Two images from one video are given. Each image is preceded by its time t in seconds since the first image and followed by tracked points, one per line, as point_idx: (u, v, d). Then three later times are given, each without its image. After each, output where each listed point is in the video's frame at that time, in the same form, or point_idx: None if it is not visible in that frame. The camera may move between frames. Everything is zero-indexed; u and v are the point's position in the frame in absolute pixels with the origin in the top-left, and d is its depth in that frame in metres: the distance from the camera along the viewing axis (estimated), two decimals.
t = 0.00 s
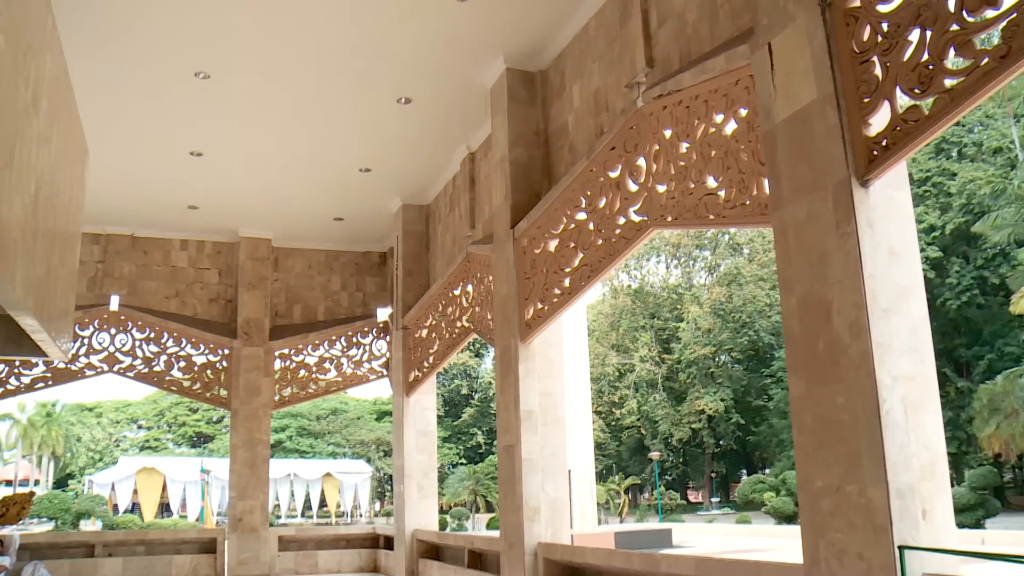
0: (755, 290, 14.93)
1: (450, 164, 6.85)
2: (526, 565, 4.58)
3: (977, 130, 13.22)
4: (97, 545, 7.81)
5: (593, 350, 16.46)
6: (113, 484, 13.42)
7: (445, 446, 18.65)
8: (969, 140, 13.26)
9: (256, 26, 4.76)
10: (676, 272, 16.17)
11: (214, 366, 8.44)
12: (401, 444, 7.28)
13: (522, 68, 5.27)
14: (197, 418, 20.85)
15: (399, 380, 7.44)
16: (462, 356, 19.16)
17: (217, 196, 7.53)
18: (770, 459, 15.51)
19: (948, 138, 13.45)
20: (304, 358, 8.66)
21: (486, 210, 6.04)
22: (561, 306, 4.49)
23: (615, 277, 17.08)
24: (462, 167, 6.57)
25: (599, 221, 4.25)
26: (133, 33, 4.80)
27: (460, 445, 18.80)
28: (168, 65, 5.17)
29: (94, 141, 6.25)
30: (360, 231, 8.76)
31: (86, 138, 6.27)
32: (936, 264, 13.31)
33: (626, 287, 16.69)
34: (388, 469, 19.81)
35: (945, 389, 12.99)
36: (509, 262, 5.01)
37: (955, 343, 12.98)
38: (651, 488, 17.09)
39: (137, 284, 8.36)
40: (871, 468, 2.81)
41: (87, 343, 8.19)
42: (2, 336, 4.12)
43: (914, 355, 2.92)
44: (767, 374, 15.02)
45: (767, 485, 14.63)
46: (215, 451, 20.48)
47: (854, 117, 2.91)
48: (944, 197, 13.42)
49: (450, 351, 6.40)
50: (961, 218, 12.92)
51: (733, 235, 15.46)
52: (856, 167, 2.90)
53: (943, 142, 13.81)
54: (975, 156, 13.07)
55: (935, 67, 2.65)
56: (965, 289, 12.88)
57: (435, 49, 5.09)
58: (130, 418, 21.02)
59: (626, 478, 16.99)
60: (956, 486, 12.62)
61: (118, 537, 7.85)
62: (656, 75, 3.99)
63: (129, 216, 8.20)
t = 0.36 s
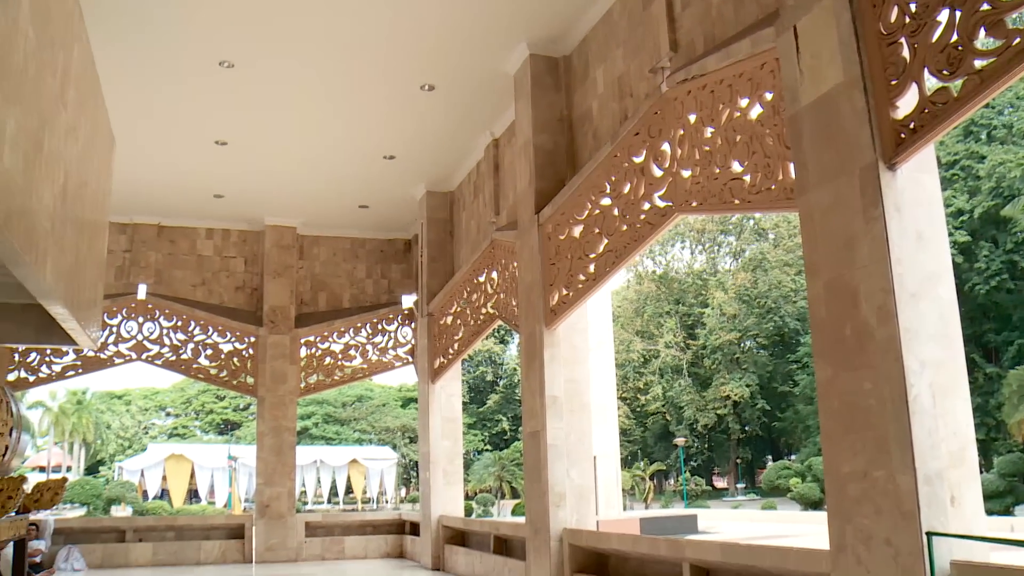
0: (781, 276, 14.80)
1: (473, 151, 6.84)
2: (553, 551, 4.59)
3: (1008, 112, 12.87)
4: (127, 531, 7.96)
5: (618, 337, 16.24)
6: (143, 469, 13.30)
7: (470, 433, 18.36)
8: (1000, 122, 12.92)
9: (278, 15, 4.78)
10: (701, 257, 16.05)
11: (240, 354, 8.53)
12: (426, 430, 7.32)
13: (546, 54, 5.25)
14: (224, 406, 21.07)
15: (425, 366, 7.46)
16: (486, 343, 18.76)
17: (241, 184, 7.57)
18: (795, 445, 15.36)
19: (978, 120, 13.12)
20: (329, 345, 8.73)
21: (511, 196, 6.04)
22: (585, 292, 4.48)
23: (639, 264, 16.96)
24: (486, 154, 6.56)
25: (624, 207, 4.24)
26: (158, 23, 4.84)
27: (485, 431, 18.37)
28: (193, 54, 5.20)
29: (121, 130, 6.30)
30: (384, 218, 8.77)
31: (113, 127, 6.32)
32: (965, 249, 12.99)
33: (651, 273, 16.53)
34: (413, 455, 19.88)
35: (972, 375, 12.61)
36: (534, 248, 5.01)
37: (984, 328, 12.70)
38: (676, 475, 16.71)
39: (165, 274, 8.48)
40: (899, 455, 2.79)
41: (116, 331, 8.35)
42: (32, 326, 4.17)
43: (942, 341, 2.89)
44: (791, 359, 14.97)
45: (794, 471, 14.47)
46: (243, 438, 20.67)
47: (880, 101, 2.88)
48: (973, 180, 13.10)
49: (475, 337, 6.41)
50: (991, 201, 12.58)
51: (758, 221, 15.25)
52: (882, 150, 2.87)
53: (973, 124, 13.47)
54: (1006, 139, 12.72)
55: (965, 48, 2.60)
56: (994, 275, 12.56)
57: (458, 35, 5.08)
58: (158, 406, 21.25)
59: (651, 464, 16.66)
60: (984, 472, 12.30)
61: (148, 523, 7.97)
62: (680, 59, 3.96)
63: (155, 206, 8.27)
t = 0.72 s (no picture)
0: (805, 262, 14.72)
1: (495, 138, 6.84)
2: (576, 536, 4.61)
3: None
4: (155, 516, 8.01)
5: (640, 323, 16.30)
6: (169, 457, 13.58)
7: (493, 419, 18.37)
8: None
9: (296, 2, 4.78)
10: (724, 243, 15.91)
11: (264, 341, 8.59)
12: (449, 417, 7.36)
13: (567, 39, 5.24)
14: (249, 393, 21.03)
15: (448, 352, 7.49)
16: (508, 330, 18.64)
17: (264, 173, 7.61)
18: (819, 431, 15.16)
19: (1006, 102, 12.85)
20: (353, 332, 8.76)
21: (533, 181, 6.04)
22: (608, 278, 4.48)
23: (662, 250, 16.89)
24: (508, 140, 6.55)
25: (647, 192, 4.23)
26: (178, 12, 4.86)
27: (508, 417, 18.37)
28: (214, 43, 5.22)
29: (146, 119, 6.35)
30: (406, 205, 8.78)
31: (137, 115, 6.37)
32: (992, 233, 12.64)
33: (673, 259, 16.46)
34: (437, 442, 19.94)
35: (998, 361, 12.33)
36: (557, 235, 5.01)
37: (1010, 313, 12.22)
38: (699, 461, 16.59)
39: (189, 262, 8.60)
40: (924, 441, 2.73)
41: (141, 320, 8.46)
42: (59, 314, 4.22)
43: (970, 326, 2.83)
44: (816, 346, 14.76)
45: (817, 457, 14.31)
46: (266, 425, 20.57)
47: (906, 84, 2.85)
48: (1000, 163, 12.86)
49: (498, 323, 6.43)
50: (1020, 184, 12.29)
51: (781, 205, 15.08)
52: (908, 134, 2.83)
53: (1001, 106, 13.19)
54: None
55: (994, 28, 2.55)
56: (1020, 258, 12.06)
57: (479, 21, 5.07)
58: (185, 393, 21.48)
59: (674, 449, 16.56)
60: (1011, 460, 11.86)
61: (175, 509, 8.02)
62: (702, 44, 3.94)
63: (179, 195, 8.35)
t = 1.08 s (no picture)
0: (828, 249, 14.56)
1: (517, 125, 6.84)
2: (599, 524, 4.62)
3: None
4: (181, 504, 8.12)
5: (663, 310, 16.29)
6: (194, 445, 13.77)
7: (516, 407, 18.35)
8: None
9: None
10: (746, 230, 15.89)
11: (287, 330, 8.66)
12: (472, 404, 7.39)
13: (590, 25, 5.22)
14: (273, 381, 21.14)
15: (470, 340, 7.51)
16: (531, 318, 18.70)
17: (286, 162, 7.64)
18: (842, 419, 14.98)
19: None
20: (376, 321, 8.82)
21: (556, 167, 6.03)
22: (630, 265, 4.47)
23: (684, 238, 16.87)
24: (530, 126, 6.54)
25: (670, 178, 4.21)
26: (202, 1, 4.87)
27: (530, 405, 18.40)
28: (236, 33, 5.24)
29: (170, 109, 6.39)
30: (429, 193, 8.79)
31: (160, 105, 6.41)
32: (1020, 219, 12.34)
33: (696, 246, 16.45)
34: (460, 430, 19.93)
35: None
36: (580, 222, 5.00)
37: None
38: (722, 448, 16.50)
39: (212, 252, 8.67)
40: (950, 429, 2.67)
41: (166, 309, 8.55)
42: (85, 303, 4.27)
43: (996, 313, 2.78)
44: (840, 332, 14.63)
45: (840, 445, 14.34)
46: (290, 413, 20.62)
47: (932, 66, 2.78)
48: None
49: (521, 311, 6.43)
50: None
51: (804, 192, 14.99)
52: (933, 118, 2.77)
53: None
54: None
55: None
56: None
57: (501, 8, 5.06)
58: (209, 381, 21.70)
59: (696, 438, 16.44)
60: None
61: (201, 496, 8.12)
62: (725, 28, 3.91)
63: (203, 185, 8.40)
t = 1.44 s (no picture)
0: (846, 236, 14.45)
1: (534, 114, 6.83)
2: (616, 512, 4.62)
3: None
4: (200, 493, 8.19)
5: (680, 298, 16.27)
6: (212, 434, 14.02)
7: (533, 395, 18.34)
8: None
9: None
10: (765, 218, 15.79)
11: (306, 319, 8.70)
12: (490, 393, 7.40)
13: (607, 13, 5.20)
14: (291, 370, 21.21)
15: (488, 329, 7.52)
16: (548, 306, 18.61)
17: (303, 152, 7.67)
18: (861, 408, 14.91)
19: None
20: (393, 310, 8.82)
21: (573, 155, 6.01)
22: (648, 253, 4.45)
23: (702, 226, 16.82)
24: (548, 115, 6.54)
25: (687, 166, 4.20)
26: None
27: (548, 394, 18.39)
28: (253, 22, 5.25)
29: (188, 99, 6.43)
30: (446, 182, 8.79)
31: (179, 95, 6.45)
32: None
33: (714, 234, 16.39)
34: (478, 419, 19.97)
35: None
36: (597, 211, 4.99)
37: None
38: (739, 437, 16.45)
39: (230, 242, 8.72)
40: (970, 418, 2.58)
41: (184, 299, 8.58)
42: (106, 295, 4.30)
43: (1019, 303, 2.67)
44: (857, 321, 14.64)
45: (859, 434, 14.27)
46: (308, 402, 20.66)
47: (953, 52, 2.70)
48: None
49: (539, 299, 6.44)
50: None
51: (823, 179, 14.96)
52: (954, 105, 2.69)
53: None
54: None
55: None
56: None
57: None
58: (227, 370, 21.84)
59: (714, 426, 16.48)
60: None
61: (219, 484, 8.17)
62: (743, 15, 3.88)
63: (220, 175, 8.43)
